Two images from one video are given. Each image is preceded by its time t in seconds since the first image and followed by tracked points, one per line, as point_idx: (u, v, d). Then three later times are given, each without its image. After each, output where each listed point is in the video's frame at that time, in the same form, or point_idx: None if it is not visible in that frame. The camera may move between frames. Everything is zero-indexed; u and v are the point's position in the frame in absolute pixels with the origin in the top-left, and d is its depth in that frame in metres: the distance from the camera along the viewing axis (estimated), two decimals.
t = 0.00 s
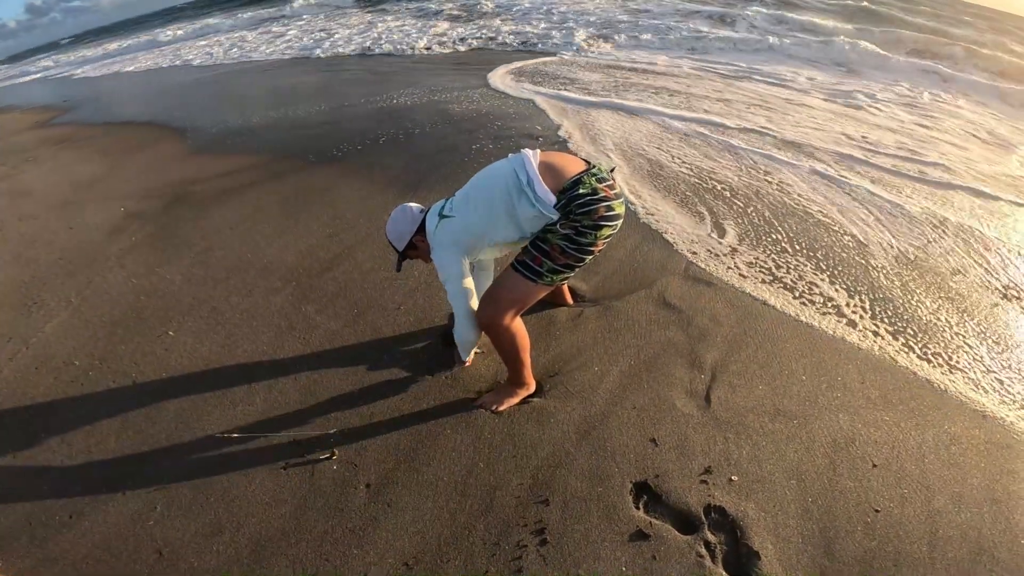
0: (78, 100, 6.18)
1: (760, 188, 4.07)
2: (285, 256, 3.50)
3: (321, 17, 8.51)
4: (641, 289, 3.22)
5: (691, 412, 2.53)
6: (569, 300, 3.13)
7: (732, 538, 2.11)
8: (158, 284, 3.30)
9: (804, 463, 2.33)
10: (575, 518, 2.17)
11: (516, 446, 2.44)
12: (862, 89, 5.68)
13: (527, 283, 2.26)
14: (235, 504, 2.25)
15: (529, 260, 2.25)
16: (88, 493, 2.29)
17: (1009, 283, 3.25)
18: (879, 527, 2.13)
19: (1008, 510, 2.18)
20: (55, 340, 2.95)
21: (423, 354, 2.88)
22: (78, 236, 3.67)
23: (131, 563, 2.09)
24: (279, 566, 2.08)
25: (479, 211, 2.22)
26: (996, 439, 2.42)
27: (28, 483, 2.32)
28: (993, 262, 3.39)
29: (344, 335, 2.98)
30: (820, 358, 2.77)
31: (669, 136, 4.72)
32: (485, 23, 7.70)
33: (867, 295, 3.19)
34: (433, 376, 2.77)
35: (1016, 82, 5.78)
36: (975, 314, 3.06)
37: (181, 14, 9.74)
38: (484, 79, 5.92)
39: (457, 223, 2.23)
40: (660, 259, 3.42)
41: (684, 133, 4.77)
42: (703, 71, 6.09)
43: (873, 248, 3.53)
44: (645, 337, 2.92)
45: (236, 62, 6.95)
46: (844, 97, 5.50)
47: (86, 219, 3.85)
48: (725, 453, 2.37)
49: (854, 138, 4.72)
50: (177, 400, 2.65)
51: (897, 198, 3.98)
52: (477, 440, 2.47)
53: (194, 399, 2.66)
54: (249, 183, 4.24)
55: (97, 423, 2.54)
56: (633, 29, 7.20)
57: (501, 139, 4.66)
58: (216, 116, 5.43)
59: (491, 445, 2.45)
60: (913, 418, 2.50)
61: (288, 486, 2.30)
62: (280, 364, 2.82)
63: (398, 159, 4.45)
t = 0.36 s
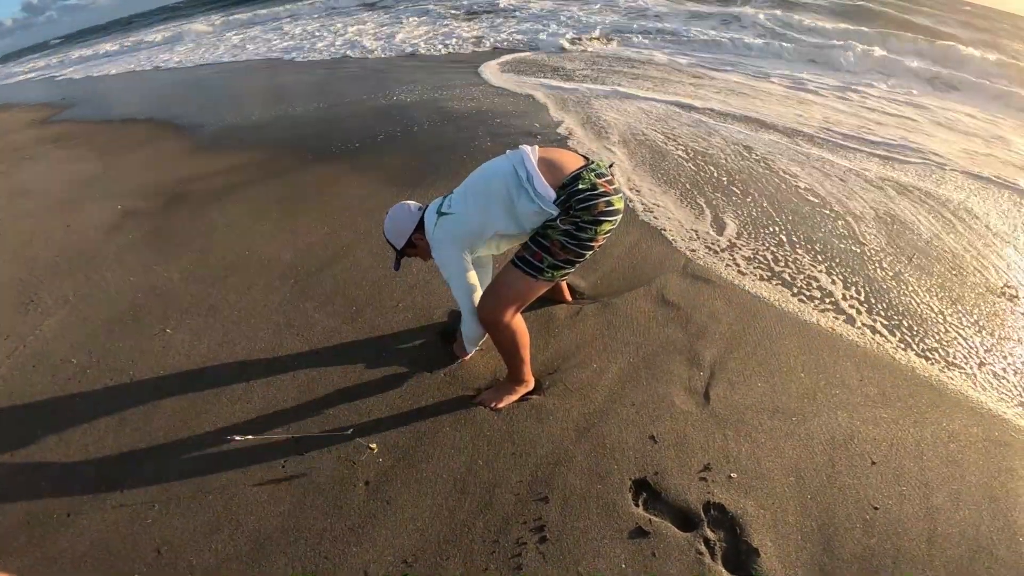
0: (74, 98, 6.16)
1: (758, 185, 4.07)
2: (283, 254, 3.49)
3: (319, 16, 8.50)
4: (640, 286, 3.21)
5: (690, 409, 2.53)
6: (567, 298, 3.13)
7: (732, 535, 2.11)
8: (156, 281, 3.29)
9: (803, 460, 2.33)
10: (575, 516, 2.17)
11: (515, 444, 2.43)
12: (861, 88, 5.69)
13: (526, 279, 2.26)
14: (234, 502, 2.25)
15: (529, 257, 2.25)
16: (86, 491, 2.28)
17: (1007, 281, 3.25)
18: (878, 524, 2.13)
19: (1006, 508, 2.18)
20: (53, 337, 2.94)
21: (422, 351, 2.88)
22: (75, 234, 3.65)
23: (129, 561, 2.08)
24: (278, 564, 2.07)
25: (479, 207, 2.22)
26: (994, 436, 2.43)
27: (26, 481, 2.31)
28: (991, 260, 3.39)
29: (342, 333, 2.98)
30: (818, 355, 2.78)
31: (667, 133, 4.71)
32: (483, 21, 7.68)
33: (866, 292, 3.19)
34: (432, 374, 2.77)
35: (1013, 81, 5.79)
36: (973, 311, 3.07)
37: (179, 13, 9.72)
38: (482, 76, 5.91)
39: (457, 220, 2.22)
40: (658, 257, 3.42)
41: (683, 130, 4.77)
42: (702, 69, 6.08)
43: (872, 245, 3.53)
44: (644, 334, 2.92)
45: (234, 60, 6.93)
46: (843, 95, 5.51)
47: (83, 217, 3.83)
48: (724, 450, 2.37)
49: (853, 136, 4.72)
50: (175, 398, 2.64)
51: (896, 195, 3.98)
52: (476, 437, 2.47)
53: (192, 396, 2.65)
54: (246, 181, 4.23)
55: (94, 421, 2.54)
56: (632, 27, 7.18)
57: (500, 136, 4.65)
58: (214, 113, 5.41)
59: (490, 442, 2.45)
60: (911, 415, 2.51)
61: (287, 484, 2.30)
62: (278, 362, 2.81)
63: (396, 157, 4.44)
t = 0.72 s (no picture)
0: (72, 96, 6.14)
1: (757, 183, 4.07)
2: (281, 252, 3.48)
3: (318, 16, 8.50)
4: (639, 284, 3.21)
5: (689, 407, 2.54)
6: (567, 295, 3.13)
7: (731, 532, 2.11)
8: (154, 280, 3.28)
9: (802, 458, 2.34)
10: (574, 513, 2.17)
11: (514, 442, 2.44)
12: (861, 87, 5.68)
13: (527, 277, 2.26)
14: (234, 500, 2.25)
15: (529, 255, 2.25)
16: (85, 490, 2.28)
17: (1007, 280, 3.25)
18: (877, 522, 2.14)
19: (1005, 506, 2.19)
20: (51, 336, 2.94)
21: (422, 349, 2.88)
22: (74, 232, 3.64)
23: (129, 560, 2.08)
24: (278, 562, 2.07)
25: (479, 206, 2.21)
26: (994, 435, 2.43)
27: (25, 479, 2.31)
28: (990, 259, 3.40)
29: (341, 331, 2.98)
30: (817, 353, 2.78)
31: (667, 131, 4.71)
32: (482, 20, 7.66)
33: (865, 290, 3.19)
34: (431, 371, 2.77)
35: (1014, 80, 5.78)
36: (972, 310, 3.08)
37: (178, 12, 9.70)
38: (482, 74, 5.90)
39: (456, 218, 2.22)
40: (657, 255, 3.41)
41: (683, 128, 4.76)
42: (701, 68, 6.07)
43: (872, 244, 3.52)
44: (643, 332, 2.92)
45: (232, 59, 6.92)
46: (842, 94, 5.51)
47: (82, 215, 3.82)
48: (723, 448, 2.37)
49: (852, 134, 4.72)
50: (174, 396, 2.64)
51: (896, 193, 3.98)
52: (475, 435, 2.47)
53: (191, 395, 2.65)
54: (245, 178, 4.22)
55: (94, 420, 2.53)
56: (631, 26, 7.17)
57: (499, 134, 4.64)
58: (212, 111, 5.40)
59: (490, 440, 2.45)
60: (910, 414, 2.51)
61: (287, 482, 2.30)
62: (278, 359, 2.81)
63: (395, 155, 4.43)
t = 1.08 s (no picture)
0: (70, 93, 6.12)
1: (757, 181, 4.07)
2: (280, 249, 3.47)
3: (317, 13, 8.48)
4: (639, 282, 3.21)
5: (688, 406, 2.54)
6: (566, 294, 3.13)
7: (730, 531, 2.12)
8: (153, 277, 3.28)
9: (801, 456, 2.34)
10: (573, 512, 2.18)
11: (514, 440, 2.44)
12: (861, 86, 5.69)
13: (529, 277, 2.26)
14: (234, 498, 2.25)
15: (531, 255, 2.24)
16: (84, 488, 2.28)
17: (1006, 279, 3.26)
18: (876, 521, 2.14)
19: (1002, 505, 2.19)
20: (50, 333, 2.93)
21: (421, 347, 2.88)
22: (72, 229, 3.63)
23: (128, 558, 2.08)
24: (278, 561, 2.07)
25: (481, 205, 2.21)
26: (992, 435, 2.43)
27: (24, 477, 2.31)
28: (989, 259, 3.40)
29: (340, 329, 2.97)
30: (816, 352, 2.78)
31: (667, 130, 4.71)
32: (482, 17, 7.65)
33: (865, 289, 3.20)
34: (430, 370, 2.77)
35: (1014, 80, 5.78)
36: (971, 309, 3.08)
37: (177, 9, 9.68)
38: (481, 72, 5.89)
39: (459, 217, 2.21)
40: (657, 253, 3.41)
41: (684, 126, 4.76)
42: (702, 66, 6.06)
43: (871, 243, 3.52)
44: (642, 330, 2.92)
45: (231, 55, 6.90)
46: (843, 94, 5.51)
47: (80, 212, 3.81)
48: (722, 447, 2.37)
49: (852, 133, 4.72)
50: (173, 394, 2.64)
51: (896, 192, 3.98)
52: (474, 433, 2.47)
53: (190, 393, 2.64)
54: (244, 176, 4.21)
55: (93, 418, 2.53)
56: (632, 25, 7.16)
57: (499, 132, 4.64)
58: (211, 108, 5.39)
59: (489, 438, 2.45)
60: (908, 413, 2.52)
61: (286, 480, 2.30)
62: (277, 357, 2.81)
63: (394, 152, 4.42)
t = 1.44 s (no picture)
0: (69, 89, 6.11)
1: (757, 182, 4.07)
2: (279, 247, 3.46)
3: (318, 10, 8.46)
4: (638, 282, 3.21)
5: (686, 406, 2.54)
6: (565, 293, 3.13)
7: (727, 532, 2.12)
8: (151, 274, 3.27)
9: (798, 457, 2.34)
10: (571, 512, 2.18)
11: (512, 439, 2.44)
12: (862, 87, 5.68)
13: (530, 277, 2.26)
14: (230, 497, 2.25)
15: (533, 254, 2.24)
16: (80, 486, 2.28)
17: (1005, 281, 3.26)
18: (872, 522, 2.14)
19: (999, 507, 2.19)
20: (47, 330, 2.92)
21: (420, 345, 2.88)
22: (70, 226, 3.63)
23: (124, 557, 2.08)
24: (274, 559, 2.07)
25: (483, 203, 2.20)
26: (989, 436, 2.43)
27: (21, 475, 2.31)
28: (988, 260, 3.40)
29: (338, 327, 2.97)
30: (814, 353, 2.78)
31: (668, 130, 4.71)
32: (483, 15, 7.63)
33: (864, 290, 3.20)
34: (428, 368, 2.77)
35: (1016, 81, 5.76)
36: (969, 311, 3.08)
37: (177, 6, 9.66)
38: (482, 70, 5.88)
39: (461, 216, 2.20)
40: (656, 253, 3.41)
41: (684, 127, 4.76)
42: (703, 66, 6.05)
43: (870, 243, 3.52)
44: (641, 330, 2.91)
45: (231, 52, 6.88)
46: (844, 94, 5.50)
47: (78, 208, 3.80)
48: (720, 448, 2.37)
49: (853, 133, 4.72)
50: (171, 392, 2.63)
51: (896, 193, 3.97)
52: (472, 433, 2.47)
53: (188, 391, 2.64)
54: (243, 173, 4.20)
55: (90, 415, 2.53)
56: (633, 24, 7.15)
57: (498, 130, 4.63)
58: (210, 104, 5.37)
59: (487, 437, 2.45)
60: (906, 414, 2.52)
61: (283, 479, 2.30)
62: (275, 355, 2.81)
63: (394, 150, 4.42)
